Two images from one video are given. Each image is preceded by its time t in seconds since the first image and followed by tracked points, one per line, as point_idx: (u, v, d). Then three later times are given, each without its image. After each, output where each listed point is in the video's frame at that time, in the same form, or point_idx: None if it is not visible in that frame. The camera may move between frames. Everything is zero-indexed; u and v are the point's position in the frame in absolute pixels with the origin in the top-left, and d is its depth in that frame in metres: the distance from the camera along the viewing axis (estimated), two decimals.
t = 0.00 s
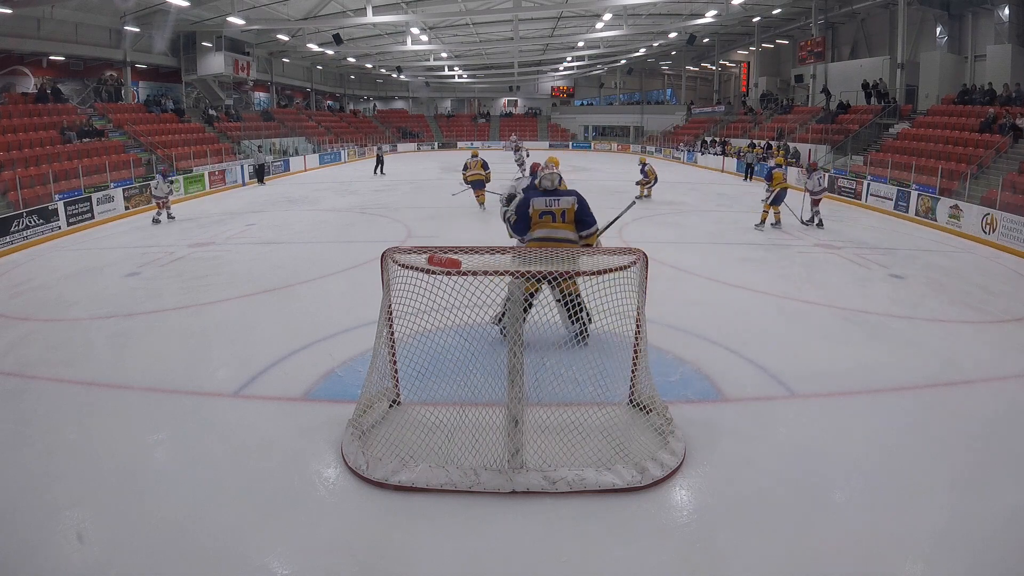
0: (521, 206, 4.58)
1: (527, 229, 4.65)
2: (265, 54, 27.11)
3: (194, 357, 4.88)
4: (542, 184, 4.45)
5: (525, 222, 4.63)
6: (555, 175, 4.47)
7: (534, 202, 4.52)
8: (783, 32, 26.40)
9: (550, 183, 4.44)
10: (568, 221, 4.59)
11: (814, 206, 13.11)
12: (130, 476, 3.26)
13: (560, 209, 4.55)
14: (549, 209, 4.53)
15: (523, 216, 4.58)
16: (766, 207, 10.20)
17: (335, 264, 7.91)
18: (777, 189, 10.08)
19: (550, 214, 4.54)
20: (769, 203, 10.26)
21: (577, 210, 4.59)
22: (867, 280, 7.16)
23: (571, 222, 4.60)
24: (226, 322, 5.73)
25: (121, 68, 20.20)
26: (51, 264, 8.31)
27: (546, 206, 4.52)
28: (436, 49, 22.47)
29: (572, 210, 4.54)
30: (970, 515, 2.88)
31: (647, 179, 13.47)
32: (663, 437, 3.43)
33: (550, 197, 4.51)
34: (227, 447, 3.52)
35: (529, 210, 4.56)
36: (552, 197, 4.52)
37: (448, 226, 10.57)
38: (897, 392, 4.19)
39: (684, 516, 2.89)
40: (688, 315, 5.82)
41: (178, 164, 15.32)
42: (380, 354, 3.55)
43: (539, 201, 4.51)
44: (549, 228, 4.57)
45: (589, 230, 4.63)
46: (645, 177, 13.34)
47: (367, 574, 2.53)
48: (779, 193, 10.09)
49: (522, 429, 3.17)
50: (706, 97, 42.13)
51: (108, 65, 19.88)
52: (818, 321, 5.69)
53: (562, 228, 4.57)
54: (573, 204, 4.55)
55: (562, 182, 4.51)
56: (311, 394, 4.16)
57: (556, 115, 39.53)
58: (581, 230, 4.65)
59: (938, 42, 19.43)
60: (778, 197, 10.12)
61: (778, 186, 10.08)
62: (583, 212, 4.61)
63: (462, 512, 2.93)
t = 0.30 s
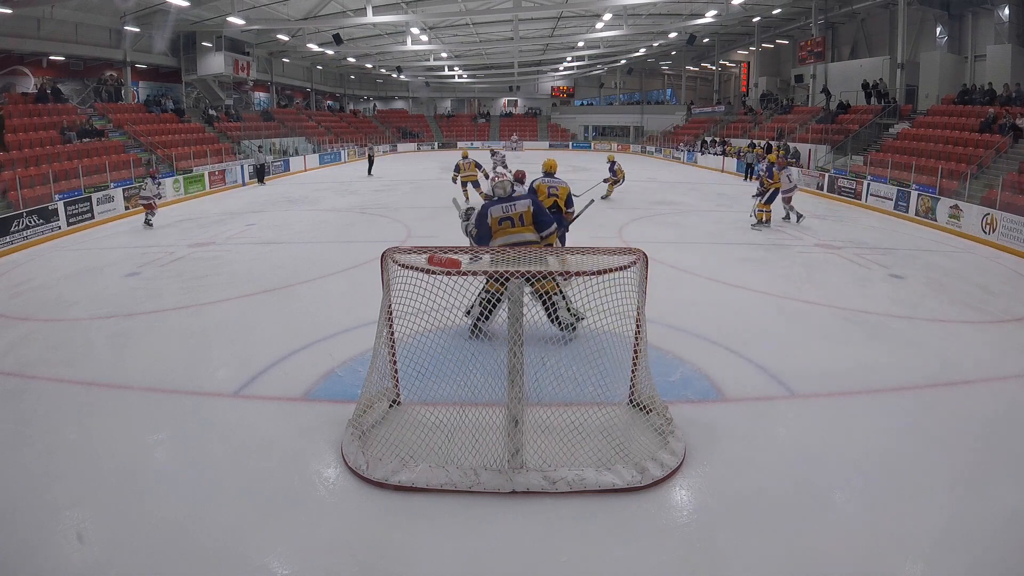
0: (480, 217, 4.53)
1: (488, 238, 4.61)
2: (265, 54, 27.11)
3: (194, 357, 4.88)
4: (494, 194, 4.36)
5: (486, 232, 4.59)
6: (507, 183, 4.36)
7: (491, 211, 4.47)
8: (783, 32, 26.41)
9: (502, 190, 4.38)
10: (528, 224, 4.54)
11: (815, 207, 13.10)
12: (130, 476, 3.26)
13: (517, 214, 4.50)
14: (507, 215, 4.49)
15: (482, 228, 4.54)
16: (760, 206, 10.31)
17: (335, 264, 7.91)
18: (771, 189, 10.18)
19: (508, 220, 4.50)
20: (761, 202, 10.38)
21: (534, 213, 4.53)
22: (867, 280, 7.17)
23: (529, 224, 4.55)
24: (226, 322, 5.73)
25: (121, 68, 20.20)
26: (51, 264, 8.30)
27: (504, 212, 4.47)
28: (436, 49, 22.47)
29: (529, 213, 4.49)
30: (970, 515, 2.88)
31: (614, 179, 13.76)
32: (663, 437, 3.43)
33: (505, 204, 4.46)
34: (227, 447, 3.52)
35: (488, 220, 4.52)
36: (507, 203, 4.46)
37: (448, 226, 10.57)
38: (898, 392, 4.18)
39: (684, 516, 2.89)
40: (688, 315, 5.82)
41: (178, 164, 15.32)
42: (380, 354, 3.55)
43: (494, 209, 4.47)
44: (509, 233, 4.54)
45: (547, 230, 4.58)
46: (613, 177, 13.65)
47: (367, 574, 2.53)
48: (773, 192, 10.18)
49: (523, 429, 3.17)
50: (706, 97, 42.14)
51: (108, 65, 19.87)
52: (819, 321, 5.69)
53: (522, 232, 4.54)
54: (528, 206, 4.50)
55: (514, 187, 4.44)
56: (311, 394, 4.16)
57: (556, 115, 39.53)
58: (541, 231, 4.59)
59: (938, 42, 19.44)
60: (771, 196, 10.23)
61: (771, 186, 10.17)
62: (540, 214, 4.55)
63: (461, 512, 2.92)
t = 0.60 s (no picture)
0: (475, 208, 4.60)
1: (481, 231, 4.65)
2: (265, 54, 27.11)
3: (194, 357, 4.88)
4: (489, 185, 4.46)
5: (480, 224, 4.66)
6: (503, 176, 4.46)
7: (486, 202, 4.55)
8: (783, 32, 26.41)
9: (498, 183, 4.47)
10: (520, 218, 4.61)
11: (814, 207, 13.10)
12: (130, 476, 3.26)
13: (511, 208, 4.57)
14: (501, 207, 4.55)
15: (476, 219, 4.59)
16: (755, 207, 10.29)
17: (335, 264, 7.91)
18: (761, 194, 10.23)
19: (501, 213, 4.56)
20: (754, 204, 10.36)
21: (528, 208, 4.62)
22: (867, 280, 7.17)
23: (522, 219, 4.64)
24: (227, 322, 5.73)
25: (121, 68, 20.20)
26: (52, 264, 8.30)
27: (498, 205, 4.54)
28: (436, 49, 22.47)
29: (523, 207, 4.56)
30: (970, 515, 2.88)
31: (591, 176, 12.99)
32: (663, 437, 3.43)
33: (500, 196, 4.53)
34: (228, 447, 3.52)
35: (482, 212, 4.58)
36: (502, 196, 4.54)
37: (448, 226, 10.58)
38: (898, 392, 4.18)
39: (684, 516, 2.89)
40: (688, 315, 5.82)
41: (177, 164, 15.31)
42: (380, 354, 3.55)
43: (489, 200, 4.54)
44: (501, 226, 4.58)
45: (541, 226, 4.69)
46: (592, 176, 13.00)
47: (368, 574, 2.53)
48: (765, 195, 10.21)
49: (522, 429, 3.17)
50: (706, 97, 42.14)
51: (108, 65, 19.88)
52: (818, 321, 5.69)
53: (514, 225, 4.59)
54: (522, 202, 4.58)
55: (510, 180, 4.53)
56: (311, 394, 4.16)
57: (556, 115, 39.54)
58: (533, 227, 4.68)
59: (938, 42, 19.44)
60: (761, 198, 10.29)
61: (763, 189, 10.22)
62: (534, 210, 4.67)
63: (462, 513, 2.92)
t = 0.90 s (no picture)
0: (451, 217, 4.56)
1: (460, 238, 4.61)
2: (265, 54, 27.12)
3: (194, 357, 4.88)
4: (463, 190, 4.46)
5: (457, 232, 4.60)
6: (475, 180, 4.46)
7: (462, 209, 4.52)
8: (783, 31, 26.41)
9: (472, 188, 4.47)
10: (499, 219, 4.61)
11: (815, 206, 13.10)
12: (130, 477, 3.25)
13: (488, 210, 4.57)
14: (478, 212, 4.54)
15: (454, 226, 4.55)
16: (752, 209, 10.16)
17: (335, 264, 7.91)
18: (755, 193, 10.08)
19: (479, 217, 4.55)
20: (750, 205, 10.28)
21: (504, 208, 4.63)
22: (867, 280, 7.17)
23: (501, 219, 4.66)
24: (227, 322, 5.73)
25: (121, 68, 20.21)
26: (52, 264, 8.30)
27: (474, 210, 4.53)
28: (436, 49, 22.48)
29: (499, 207, 4.58)
30: (970, 515, 2.88)
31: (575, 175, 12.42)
32: (663, 437, 3.44)
33: (474, 201, 4.52)
34: (228, 447, 3.52)
35: (459, 219, 4.54)
36: (477, 200, 4.53)
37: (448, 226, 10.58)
38: (897, 392, 4.18)
39: (684, 516, 2.89)
40: (688, 315, 5.82)
41: (178, 164, 15.31)
42: (380, 354, 3.55)
43: (465, 207, 4.52)
44: (481, 229, 4.56)
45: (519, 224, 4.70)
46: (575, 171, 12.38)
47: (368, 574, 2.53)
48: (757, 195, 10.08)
49: (522, 429, 3.17)
50: (706, 97, 42.13)
51: (108, 65, 19.88)
52: (819, 321, 5.69)
53: (494, 227, 4.59)
54: (498, 203, 4.59)
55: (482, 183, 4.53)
56: (311, 394, 4.16)
57: (556, 115, 39.55)
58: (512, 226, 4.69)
59: (938, 42, 19.45)
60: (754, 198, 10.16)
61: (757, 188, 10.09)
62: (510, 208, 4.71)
63: (462, 513, 2.92)
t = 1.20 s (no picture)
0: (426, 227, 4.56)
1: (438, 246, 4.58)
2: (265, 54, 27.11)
3: (194, 357, 4.88)
4: (436, 199, 4.62)
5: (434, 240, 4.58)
6: (446, 189, 4.65)
7: (437, 217, 4.56)
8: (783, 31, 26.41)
9: (443, 196, 4.61)
10: (475, 222, 4.60)
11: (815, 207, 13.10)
12: (130, 477, 3.25)
13: (462, 214, 4.57)
14: (452, 217, 4.55)
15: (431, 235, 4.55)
16: (748, 213, 9.73)
17: (335, 264, 7.91)
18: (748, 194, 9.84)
19: (454, 221, 4.54)
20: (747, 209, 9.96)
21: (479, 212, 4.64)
22: (867, 280, 7.17)
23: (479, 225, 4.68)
24: (227, 322, 5.73)
25: (121, 68, 20.21)
26: (52, 264, 8.30)
27: (448, 215, 4.54)
28: (436, 49, 22.47)
29: (473, 211, 4.57)
30: (970, 515, 2.88)
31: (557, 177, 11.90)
32: (663, 437, 3.44)
33: (448, 208, 4.56)
34: (228, 447, 3.52)
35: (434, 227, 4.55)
36: (450, 207, 4.56)
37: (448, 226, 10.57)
38: (897, 392, 4.18)
39: (684, 516, 2.89)
40: (687, 315, 5.83)
41: (178, 164, 15.30)
42: (380, 354, 3.56)
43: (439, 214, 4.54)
44: (458, 234, 4.54)
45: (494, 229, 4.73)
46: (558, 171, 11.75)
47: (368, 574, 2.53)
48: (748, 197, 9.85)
49: (522, 429, 3.18)
50: (706, 97, 42.12)
51: (108, 65, 19.88)
52: (819, 321, 5.69)
53: (471, 230, 4.56)
54: (472, 206, 4.60)
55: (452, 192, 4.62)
56: (311, 394, 4.17)
57: (556, 115, 39.54)
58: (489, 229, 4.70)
59: (938, 42, 19.45)
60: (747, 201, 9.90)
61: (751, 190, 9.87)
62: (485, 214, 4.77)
63: (462, 513, 2.92)
